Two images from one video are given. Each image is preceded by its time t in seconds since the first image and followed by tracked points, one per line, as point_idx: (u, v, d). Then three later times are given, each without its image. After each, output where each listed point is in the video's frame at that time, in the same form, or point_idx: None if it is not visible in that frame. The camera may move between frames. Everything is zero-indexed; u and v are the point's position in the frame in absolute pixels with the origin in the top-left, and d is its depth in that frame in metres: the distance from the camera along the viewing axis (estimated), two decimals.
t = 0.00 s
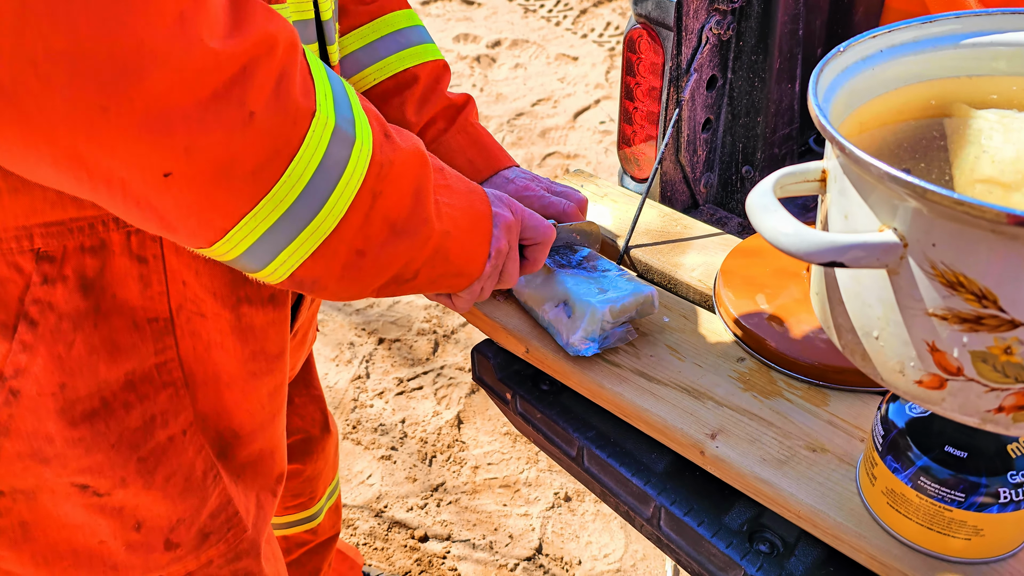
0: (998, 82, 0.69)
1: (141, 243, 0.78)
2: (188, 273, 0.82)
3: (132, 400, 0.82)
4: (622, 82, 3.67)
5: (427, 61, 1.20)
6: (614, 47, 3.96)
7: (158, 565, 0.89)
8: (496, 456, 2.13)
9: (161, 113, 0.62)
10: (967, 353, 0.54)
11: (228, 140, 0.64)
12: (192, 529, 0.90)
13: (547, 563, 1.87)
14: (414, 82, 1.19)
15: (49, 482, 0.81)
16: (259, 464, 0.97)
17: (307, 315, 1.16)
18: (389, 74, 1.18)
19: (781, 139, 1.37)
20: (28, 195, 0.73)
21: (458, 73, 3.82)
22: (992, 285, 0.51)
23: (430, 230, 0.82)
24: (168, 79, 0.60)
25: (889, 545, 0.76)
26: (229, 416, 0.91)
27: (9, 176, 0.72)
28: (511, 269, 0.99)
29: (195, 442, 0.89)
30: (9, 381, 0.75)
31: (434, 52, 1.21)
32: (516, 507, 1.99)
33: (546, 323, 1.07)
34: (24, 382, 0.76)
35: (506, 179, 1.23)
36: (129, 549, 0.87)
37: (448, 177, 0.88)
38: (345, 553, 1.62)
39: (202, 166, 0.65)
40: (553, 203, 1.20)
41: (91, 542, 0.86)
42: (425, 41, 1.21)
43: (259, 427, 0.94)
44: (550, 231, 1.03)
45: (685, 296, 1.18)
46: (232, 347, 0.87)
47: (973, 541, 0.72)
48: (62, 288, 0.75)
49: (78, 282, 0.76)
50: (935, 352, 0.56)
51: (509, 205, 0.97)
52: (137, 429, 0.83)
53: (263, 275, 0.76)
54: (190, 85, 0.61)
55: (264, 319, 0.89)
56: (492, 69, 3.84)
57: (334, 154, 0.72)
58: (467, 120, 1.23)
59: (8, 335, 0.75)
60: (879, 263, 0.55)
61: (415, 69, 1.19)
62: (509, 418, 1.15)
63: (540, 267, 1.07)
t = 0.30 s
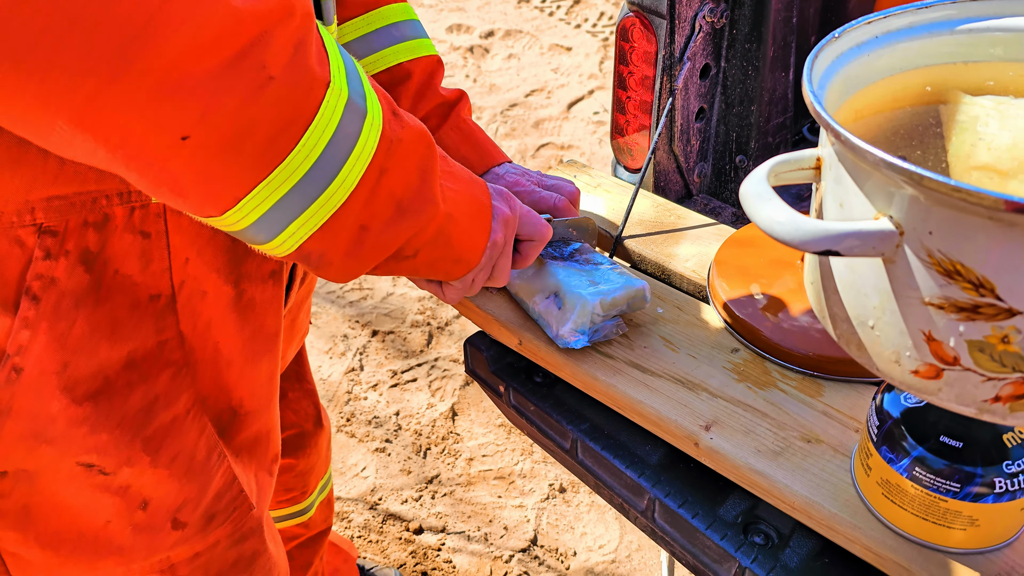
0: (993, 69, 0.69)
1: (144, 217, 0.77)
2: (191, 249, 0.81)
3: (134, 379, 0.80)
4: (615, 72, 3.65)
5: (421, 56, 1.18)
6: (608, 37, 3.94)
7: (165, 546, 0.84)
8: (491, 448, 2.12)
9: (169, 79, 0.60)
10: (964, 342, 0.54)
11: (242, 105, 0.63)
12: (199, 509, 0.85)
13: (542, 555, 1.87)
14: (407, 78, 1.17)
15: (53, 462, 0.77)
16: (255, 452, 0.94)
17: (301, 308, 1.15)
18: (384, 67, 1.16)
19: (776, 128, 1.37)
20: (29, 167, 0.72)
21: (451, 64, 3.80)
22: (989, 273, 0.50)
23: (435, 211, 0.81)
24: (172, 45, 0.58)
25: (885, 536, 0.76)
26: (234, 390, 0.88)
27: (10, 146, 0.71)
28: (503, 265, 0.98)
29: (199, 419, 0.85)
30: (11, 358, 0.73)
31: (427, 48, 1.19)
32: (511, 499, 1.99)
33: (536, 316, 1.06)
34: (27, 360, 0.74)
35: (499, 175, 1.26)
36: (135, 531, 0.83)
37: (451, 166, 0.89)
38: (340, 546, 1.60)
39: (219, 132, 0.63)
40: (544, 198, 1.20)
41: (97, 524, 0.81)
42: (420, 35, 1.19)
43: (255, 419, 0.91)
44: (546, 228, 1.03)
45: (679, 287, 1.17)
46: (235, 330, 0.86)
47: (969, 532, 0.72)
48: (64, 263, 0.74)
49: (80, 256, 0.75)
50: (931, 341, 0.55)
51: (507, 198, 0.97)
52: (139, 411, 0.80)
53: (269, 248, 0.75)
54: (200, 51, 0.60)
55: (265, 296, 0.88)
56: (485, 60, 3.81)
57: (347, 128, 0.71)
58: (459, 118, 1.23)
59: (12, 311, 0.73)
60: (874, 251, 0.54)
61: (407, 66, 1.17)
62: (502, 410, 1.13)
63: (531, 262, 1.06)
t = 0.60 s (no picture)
0: (982, 55, 0.68)
1: (150, 191, 0.77)
2: (198, 224, 0.80)
3: (142, 354, 0.79)
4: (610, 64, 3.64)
5: (411, 48, 1.17)
6: (603, 29, 3.93)
7: (177, 522, 0.86)
8: (485, 440, 2.12)
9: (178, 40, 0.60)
10: (951, 329, 0.54)
11: (253, 68, 0.64)
12: (210, 484, 0.87)
13: (537, 546, 1.87)
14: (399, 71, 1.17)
15: (65, 437, 0.77)
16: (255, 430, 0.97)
17: (298, 293, 1.13)
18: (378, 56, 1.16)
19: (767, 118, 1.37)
20: (37, 137, 0.70)
21: (445, 56, 3.78)
22: (975, 259, 0.50)
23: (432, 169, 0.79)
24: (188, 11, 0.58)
25: (874, 523, 0.76)
26: (234, 365, 0.89)
27: (18, 116, 0.70)
28: (484, 239, 0.98)
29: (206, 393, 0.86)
30: (21, 333, 0.72)
31: (418, 41, 1.18)
32: (506, 490, 1.99)
33: (528, 306, 1.06)
34: (38, 335, 0.72)
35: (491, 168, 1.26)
36: (147, 506, 0.84)
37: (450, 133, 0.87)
38: (334, 538, 1.60)
39: (221, 90, 0.63)
40: (536, 187, 1.21)
41: (108, 501, 0.82)
42: (411, 27, 1.17)
43: (250, 403, 0.93)
44: (533, 208, 1.03)
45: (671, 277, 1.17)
46: (240, 300, 0.86)
47: (957, 519, 0.72)
48: (73, 237, 0.73)
49: (88, 230, 0.73)
50: (918, 328, 0.55)
51: (498, 171, 0.97)
52: (149, 386, 0.80)
53: (266, 209, 0.74)
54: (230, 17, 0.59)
55: (268, 268, 0.88)
56: (479, 52, 3.79)
57: (345, 83, 0.70)
58: (452, 110, 1.23)
59: (21, 286, 0.72)
60: (862, 238, 0.54)
61: (401, 56, 1.17)
62: (495, 401, 1.13)
63: (513, 240, 1.07)
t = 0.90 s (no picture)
0: (971, 52, 0.69)
1: (175, 162, 0.76)
2: (216, 198, 0.81)
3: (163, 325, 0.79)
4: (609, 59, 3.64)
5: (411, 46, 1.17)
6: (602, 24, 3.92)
7: (196, 495, 0.85)
8: (484, 434, 2.13)
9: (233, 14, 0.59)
10: (938, 323, 0.54)
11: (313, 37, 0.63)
12: (228, 457, 0.86)
13: (535, 540, 1.88)
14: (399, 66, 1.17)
15: (87, 410, 0.76)
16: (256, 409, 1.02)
17: (292, 285, 1.13)
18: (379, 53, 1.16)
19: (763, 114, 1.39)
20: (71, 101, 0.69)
21: (444, 51, 3.77)
22: (962, 254, 0.50)
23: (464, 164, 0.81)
24: None
25: (865, 516, 0.76)
26: (245, 340, 0.94)
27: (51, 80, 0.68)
28: (500, 244, 0.99)
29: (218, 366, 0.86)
30: (49, 303, 0.72)
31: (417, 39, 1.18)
32: (504, 484, 2.00)
33: (524, 301, 1.06)
34: (67, 302, 0.72)
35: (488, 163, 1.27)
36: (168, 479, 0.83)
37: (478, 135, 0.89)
38: (329, 530, 1.62)
39: (286, 56, 0.63)
40: (533, 181, 1.22)
41: (129, 473, 0.81)
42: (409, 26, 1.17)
43: (253, 383, 0.99)
44: (549, 218, 1.05)
45: (667, 272, 1.18)
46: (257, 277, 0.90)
47: (947, 512, 0.72)
48: (101, 205, 0.72)
49: (116, 198, 0.73)
50: (906, 323, 0.56)
51: (522, 180, 0.98)
52: (169, 356, 0.79)
53: (307, 185, 0.74)
54: None
55: (280, 247, 0.91)
56: (478, 47, 3.79)
57: (395, 69, 0.71)
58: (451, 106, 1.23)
59: (51, 256, 0.72)
60: (850, 233, 0.54)
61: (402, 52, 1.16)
62: (491, 396, 1.14)
63: (527, 247, 1.08)
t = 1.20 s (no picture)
0: (969, 50, 0.69)
1: (184, 151, 0.76)
2: (224, 187, 0.81)
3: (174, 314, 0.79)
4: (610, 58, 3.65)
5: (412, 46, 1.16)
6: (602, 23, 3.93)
7: (209, 484, 0.86)
8: (484, 433, 2.13)
9: None
10: (934, 322, 0.54)
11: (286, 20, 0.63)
12: (239, 446, 0.88)
13: (534, 539, 1.88)
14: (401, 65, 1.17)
15: (101, 399, 0.76)
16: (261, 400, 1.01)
17: (295, 279, 1.12)
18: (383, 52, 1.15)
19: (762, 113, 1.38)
20: (82, 89, 0.69)
21: (445, 50, 3.76)
22: (958, 252, 0.50)
23: (440, 154, 0.81)
24: None
25: (863, 515, 0.77)
26: (250, 332, 0.92)
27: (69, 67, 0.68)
28: (475, 236, 1.00)
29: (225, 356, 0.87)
30: (66, 291, 0.71)
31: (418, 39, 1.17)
32: (504, 483, 2.00)
33: (524, 300, 1.06)
34: (85, 292, 0.72)
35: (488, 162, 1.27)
36: (180, 468, 0.84)
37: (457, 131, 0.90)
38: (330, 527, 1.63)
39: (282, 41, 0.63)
40: (533, 180, 1.21)
41: (142, 464, 0.81)
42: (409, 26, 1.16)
43: (259, 372, 0.97)
44: (527, 209, 1.04)
45: (666, 271, 1.18)
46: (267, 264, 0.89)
47: (944, 511, 0.73)
48: (113, 194, 0.72)
49: (128, 186, 0.73)
50: (902, 321, 0.56)
51: (497, 170, 0.98)
52: (180, 346, 0.79)
53: (281, 175, 0.73)
54: None
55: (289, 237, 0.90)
56: (479, 46, 3.79)
57: (373, 58, 0.71)
58: (452, 106, 1.23)
59: (69, 244, 0.71)
60: (846, 231, 0.55)
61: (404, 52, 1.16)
62: (489, 394, 1.14)
63: (503, 238, 1.07)
